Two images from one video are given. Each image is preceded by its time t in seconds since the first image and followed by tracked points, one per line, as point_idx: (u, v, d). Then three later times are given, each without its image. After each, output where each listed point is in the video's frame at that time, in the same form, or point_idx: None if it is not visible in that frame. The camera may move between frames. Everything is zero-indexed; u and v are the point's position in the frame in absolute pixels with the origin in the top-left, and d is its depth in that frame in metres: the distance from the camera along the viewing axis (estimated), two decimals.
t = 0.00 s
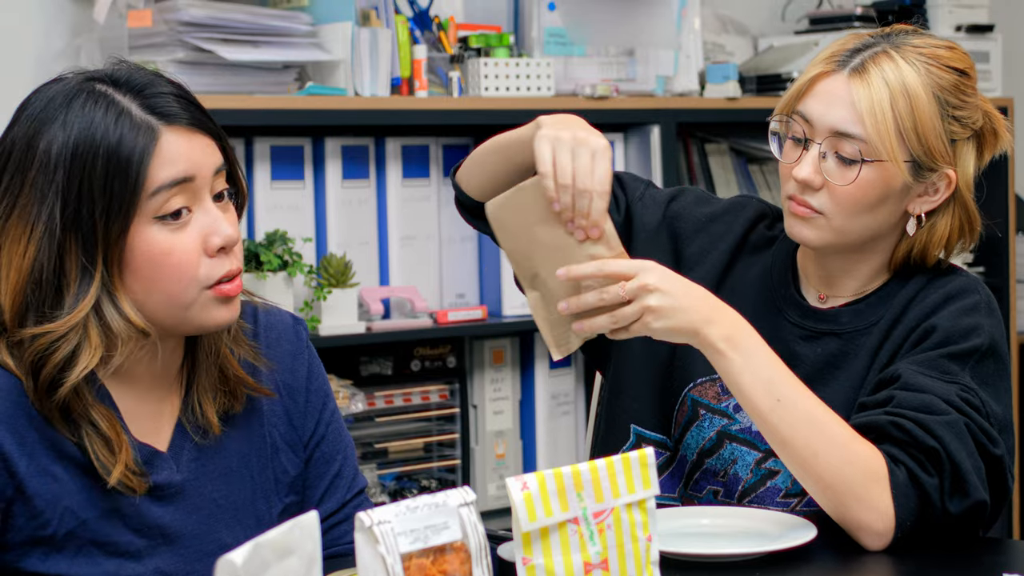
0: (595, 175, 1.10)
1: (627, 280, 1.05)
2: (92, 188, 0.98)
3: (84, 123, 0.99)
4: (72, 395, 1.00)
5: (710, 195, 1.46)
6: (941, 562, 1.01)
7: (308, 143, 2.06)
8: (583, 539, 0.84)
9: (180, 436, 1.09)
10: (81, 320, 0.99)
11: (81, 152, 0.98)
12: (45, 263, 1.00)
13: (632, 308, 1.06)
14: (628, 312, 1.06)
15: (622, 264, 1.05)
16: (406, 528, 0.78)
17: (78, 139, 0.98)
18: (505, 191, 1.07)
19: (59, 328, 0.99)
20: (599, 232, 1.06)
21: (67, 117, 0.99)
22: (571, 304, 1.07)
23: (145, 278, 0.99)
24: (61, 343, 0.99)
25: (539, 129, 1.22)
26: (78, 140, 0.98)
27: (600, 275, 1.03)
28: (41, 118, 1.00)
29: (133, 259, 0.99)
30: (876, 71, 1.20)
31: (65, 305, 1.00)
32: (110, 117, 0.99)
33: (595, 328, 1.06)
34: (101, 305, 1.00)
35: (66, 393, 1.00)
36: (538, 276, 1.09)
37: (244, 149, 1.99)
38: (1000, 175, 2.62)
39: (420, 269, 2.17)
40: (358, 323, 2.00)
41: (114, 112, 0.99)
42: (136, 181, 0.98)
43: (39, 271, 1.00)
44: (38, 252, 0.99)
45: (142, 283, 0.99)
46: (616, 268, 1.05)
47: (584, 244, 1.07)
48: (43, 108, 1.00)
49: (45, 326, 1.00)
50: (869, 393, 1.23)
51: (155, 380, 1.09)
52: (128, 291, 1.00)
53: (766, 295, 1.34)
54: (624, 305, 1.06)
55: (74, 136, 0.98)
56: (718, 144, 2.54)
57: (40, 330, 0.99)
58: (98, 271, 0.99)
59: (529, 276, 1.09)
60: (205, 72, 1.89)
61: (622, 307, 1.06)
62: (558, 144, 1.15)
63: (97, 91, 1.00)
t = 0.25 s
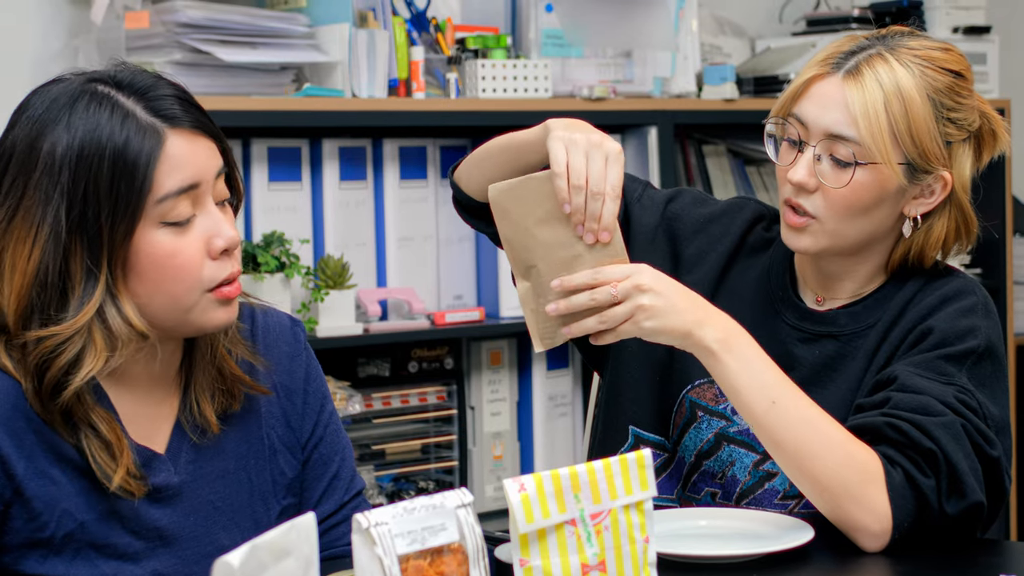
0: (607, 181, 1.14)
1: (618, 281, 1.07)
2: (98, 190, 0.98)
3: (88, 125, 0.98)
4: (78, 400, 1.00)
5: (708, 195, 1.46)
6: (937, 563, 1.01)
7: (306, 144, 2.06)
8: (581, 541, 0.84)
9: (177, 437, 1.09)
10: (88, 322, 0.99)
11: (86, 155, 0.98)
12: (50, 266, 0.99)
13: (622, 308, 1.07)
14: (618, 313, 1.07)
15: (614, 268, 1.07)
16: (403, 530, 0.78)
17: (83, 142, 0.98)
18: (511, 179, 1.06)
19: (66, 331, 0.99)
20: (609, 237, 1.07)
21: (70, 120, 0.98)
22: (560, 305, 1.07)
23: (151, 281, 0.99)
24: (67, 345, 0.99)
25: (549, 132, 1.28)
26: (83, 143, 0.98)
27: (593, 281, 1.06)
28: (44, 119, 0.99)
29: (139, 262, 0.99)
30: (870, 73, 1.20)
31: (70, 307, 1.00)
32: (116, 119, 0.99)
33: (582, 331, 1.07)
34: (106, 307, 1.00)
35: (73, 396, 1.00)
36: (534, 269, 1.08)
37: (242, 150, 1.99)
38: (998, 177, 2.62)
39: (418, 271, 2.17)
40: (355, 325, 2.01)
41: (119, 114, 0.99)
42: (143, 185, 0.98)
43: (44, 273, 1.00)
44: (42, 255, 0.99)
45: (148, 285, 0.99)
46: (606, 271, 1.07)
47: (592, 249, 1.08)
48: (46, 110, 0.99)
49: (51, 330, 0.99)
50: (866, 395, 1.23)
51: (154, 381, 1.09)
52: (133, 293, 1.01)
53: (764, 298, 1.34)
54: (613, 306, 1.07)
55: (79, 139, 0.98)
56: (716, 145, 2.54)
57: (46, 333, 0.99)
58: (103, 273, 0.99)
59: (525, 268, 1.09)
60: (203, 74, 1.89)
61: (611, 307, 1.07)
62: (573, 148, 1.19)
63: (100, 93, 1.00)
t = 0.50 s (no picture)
0: (604, 175, 1.13)
1: (620, 274, 1.07)
2: (108, 191, 0.98)
3: (95, 126, 0.98)
4: (88, 404, 1.01)
5: (708, 195, 1.46)
6: (936, 561, 1.01)
7: (305, 143, 2.06)
8: (581, 540, 0.84)
9: (176, 434, 1.09)
10: (100, 323, 1.00)
11: (94, 156, 0.98)
12: (59, 267, 0.99)
13: (626, 301, 1.07)
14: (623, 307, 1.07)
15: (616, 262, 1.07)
16: (403, 529, 0.78)
17: (91, 142, 0.98)
18: (510, 179, 1.08)
19: (80, 332, 0.99)
20: (608, 231, 1.09)
21: (76, 120, 0.98)
22: (564, 297, 1.08)
23: (161, 281, 0.99)
24: (81, 346, 0.99)
25: (545, 129, 1.27)
26: (90, 144, 0.98)
27: (598, 273, 1.06)
28: (49, 120, 0.99)
29: (149, 263, 0.99)
30: (869, 71, 1.20)
31: (81, 309, 1.00)
32: (122, 119, 0.99)
33: (585, 323, 1.07)
34: (118, 307, 1.00)
35: (84, 398, 1.00)
36: (538, 266, 1.11)
37: (241, 149, 1.99)
38: (997, 176, 2.62)
39: (418, 270, 2.17)
40: (355, 324, 2.01)
41: (126, 114, 0.99)
42: (153, 185, 0.98)
43: (54, 275, 0.99)
44: (51, 256, 0.99)
45: (158, 286, 0.99)
46: (609, 266, 1.07)
47: (591, 244, 1.09)
48: (51, 111, 0.99)
49: (61, 332, 0.99)
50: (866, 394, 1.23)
51: (156, 380, 1.10)
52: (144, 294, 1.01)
53: (764, 297, 1.34)
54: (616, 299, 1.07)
55: (86, 139, 0.98)
56: (716, 145, 2.54)
57: (57, 336, 0.99)
58: (114, 273, 0.99)
59: (530, 265, 1.11)
60: (202, 73, 1.89)
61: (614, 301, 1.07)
62: (570, 143, 1.19)
63: (104, 93, 1.00)
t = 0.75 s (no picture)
0: (603, 174, 1.14)
1: (622, 276, 1.07)
2: (109, 193, 0.98)
3: (96, 128, 0.98)
4: (89, 406, 1.01)
5: (708, 197, 1.46)
6: (937, 563, 1.01)
7: (306, 145, 2.06)
8: (581, 542, 0.84)
9: (178, 435, 1.09)
10: (101, 325, 1.00)
11: (95, 158, 0.98)
12: (60, 269, 0.99)
13: (628, 302, 1.07)
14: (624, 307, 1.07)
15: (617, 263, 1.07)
16: (403, 531, 0.78)
17: (92, 144, 0.98)
18: (510, 181, 1.08)
19: (80, 334, 0.99)
20: (608, 230, 1.10)
21: (77, 122, 0.98)
22: (564, 296, 1.07)
23: (162, 284, 0.99)
24: (82, 348, 0.99)
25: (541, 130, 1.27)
26: (92, 145, 0.98)
27: (599, 273, 1.07)
28: (51, 122, 0.99)
29: (150, 265, 0.99)
30: (872, 73, 1.20)
31: (82, 311, 1.00)
32: (124, 121, 0.99)
33: (584, 322, 1.07)
34: (119, 310, 1.00)
35: (85, 400, 1.00)
36: (535, 268, 1.10)
37: (242, 151, 1.99)
38: (998, 179, 2.62)
39: (418, 271, 2.17)
40: (355, 326, 2.00)
41: (127, 116, 0.99)
42: (154, 187, 0.98)
43: (56, 277, 0.99)
44: (52, 258, 0.99)
45: (158, 288, 1.00)
46: (610, 266, 1.07)
47: (591, 244, 1.10)
48: (52, 113, 0.99)
49: (61, 334, 0.99)
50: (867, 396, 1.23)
51: (157, 382, 1.10)
52: (144, 296, 1.01)
53: (765, 299, 1.34)
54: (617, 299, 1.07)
55: (87, 141, 0.98)
56: (717, 146, 2.54)
57: (58, 338, 0.99)
58: (115, 276, 0.99)
59: (527, 268, 1.10)
60: (203, 74, 1.89)
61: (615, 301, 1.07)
62: (567, 142, 1.20)
63: (105, 95, 1.00)
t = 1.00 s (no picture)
0: (607, 169, 1.14)
1: (626, 275, 1.06)
2: (110, 193, 0.98)
3: (97, 128, 0.98)
4: (89, 406, 1.00)
5: (709, 197, 1.46)
6: (937, 564, 1.01)
7: (307, 145, 2.06)
8: (582, 542, 0.84)
9: (179, 436, 1.09)
10: (102, 326, 1.00)
11: (96, 158, 0.98)
12: (61, 270, 0.99)
13: (633, 301, 1.06)
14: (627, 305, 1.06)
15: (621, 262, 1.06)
16: (403, 531, 0.78)
17: (93, 144, 0.98)
18: (515, 178, 1.09)
19: (81, 335, 0.99)
20: (612, 227, 1.09)
21: (77, 123, 0.98)
22: (566, 294, 1.06)
23: (163, 284, 0.99)
24: (83, 349, 0.99)
25: (542, 129, 1.26)
26: (92, 146, 0.98)
27: (602, 272, 1.05)
28: (51, 122, 0.98)
29: (151, 266, 0.99)
30: (877, 74, 1.20)
31: (82, 311, 1.00)
32: (125, 122, 0.99)
33: (585, 319, 1.06)
34: (120, 310, 1.00)
35: (85, 401, 1.00)
36: (535, 267, 1.09)
37: (243, 151, 1.99)
38: (1000, 179, 2.62)
39: (419, 271, 2.17)
40: (356, 326, 2.00)
41: (128, 117, 0.99)
42: (155, 188, 0.98)
43: (56, 277, 0.99)
44: (53, 259, 0.99)
45: (159, 288, 1.00)
46: (614, 265, 1.06)
47: (596, 241, 1.08)
48: (52, 113, 0.99)
49: (62, 335, 0.99)
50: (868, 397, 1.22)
51: (157, 382, 1.10)
52: (145, 297, 1.01)
53: (767, 300, 1.34)
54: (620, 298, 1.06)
55: (88, 142, 0.98)
56: (718, 146, 2.54)
57: (59, 339, 0.99)
58: (116, 276, 0.99)
59: (526, 266, 1.09)
60: (204, 74, 1.89)
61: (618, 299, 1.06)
62: (570, 139, 1.19)
63: (106, 95, 1.00)
